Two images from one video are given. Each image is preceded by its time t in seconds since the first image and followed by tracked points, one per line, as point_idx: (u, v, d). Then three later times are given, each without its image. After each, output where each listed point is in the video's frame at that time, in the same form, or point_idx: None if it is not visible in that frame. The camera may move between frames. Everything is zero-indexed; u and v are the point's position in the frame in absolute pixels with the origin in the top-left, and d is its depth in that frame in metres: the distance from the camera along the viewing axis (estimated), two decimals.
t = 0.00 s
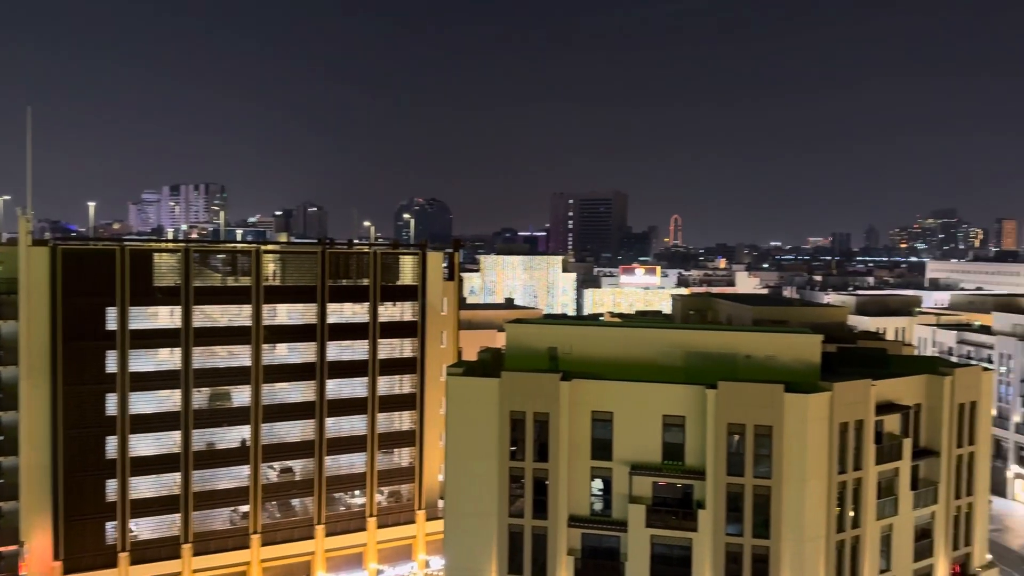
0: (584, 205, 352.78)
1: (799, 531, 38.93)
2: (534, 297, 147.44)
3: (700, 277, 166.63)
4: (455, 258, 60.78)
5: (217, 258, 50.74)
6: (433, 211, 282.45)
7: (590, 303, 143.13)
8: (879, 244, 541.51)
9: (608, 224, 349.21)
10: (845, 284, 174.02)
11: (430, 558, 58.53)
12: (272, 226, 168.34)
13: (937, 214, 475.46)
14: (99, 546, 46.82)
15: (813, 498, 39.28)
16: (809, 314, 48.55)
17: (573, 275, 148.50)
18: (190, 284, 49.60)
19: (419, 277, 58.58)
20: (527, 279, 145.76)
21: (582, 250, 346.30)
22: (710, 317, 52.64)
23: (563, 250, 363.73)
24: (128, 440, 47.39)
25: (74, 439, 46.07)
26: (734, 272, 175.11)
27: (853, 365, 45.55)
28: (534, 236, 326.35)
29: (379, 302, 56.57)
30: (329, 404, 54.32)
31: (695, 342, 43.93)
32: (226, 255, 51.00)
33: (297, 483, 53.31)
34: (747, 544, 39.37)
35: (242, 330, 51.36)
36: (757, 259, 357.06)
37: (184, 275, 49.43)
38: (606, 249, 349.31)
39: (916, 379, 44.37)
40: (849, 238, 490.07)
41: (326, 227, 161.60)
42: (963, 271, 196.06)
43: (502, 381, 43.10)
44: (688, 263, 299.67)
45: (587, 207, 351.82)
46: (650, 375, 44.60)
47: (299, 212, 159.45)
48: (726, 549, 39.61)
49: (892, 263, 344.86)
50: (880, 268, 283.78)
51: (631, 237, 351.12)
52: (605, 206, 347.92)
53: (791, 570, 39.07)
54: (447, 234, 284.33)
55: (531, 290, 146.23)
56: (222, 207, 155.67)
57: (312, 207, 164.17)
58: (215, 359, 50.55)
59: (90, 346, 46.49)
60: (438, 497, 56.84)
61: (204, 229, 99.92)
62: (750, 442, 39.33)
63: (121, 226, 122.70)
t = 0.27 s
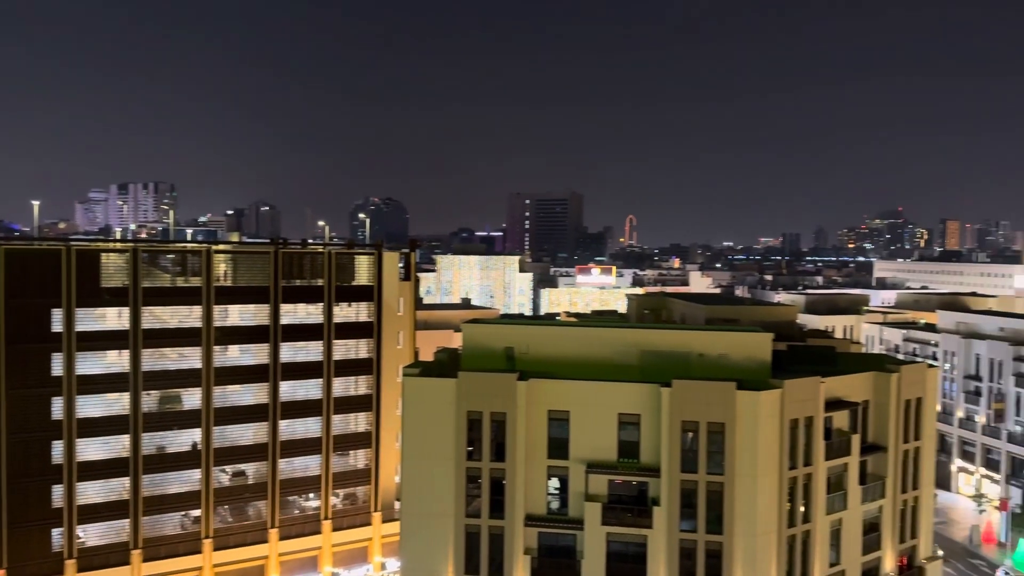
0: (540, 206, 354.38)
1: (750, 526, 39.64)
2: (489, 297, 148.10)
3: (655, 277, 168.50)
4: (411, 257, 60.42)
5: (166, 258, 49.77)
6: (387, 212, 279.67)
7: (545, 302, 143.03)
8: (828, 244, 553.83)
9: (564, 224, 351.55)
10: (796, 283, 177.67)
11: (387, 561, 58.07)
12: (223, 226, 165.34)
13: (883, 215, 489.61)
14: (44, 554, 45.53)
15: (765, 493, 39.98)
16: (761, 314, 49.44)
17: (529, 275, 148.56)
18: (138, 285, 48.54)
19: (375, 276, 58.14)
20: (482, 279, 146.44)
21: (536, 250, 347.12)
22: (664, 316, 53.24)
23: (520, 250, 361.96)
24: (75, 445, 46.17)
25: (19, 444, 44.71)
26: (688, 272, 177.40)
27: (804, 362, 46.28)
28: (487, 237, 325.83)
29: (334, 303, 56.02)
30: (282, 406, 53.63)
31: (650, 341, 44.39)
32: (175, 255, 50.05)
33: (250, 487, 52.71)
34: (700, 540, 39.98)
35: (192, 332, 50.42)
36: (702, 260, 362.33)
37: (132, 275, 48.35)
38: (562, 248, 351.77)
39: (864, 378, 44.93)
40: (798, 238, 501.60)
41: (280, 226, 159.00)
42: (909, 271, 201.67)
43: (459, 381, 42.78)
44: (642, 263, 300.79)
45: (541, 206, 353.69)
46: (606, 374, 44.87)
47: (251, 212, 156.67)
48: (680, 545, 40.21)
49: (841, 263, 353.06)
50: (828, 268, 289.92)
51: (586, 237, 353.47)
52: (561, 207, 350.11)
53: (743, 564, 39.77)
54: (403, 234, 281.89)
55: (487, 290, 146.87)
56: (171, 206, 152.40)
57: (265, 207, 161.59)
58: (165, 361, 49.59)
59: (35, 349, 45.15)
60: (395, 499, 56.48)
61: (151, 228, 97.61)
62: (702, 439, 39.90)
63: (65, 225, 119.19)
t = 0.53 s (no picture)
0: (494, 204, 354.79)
1: (704, 522, 40.22)
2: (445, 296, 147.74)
3: (610, 276, 169.95)
4: (365, 257, 60.05)
5: (113, 258, 48.56)
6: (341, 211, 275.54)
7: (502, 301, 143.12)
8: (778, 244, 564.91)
9: (520, 224, 351.61)
10: (747, 282, 180.99)
11: (341, 563, 57.82)
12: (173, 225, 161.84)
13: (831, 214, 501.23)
14: None
15: (717, 489, 40.61)
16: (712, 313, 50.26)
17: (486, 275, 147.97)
18: (84, 285, 47.21)
19: (328, 276, 57.63)
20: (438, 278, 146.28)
21: (492, 251, 347.38)
22: (619, 315, 53.73)
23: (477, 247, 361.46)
24: (17, 450, 44.83)
25: None
26: (643, 271, 179.28)
27: (755, 360, 46.99)
28: (442, 236, 324.70)
29: (286, 304, 55.39)
30: (233, 409, 52.78)
31: (605, 341, 44.70)
32: (122, 255, 48.87)
33: (200, 491, 51.72)
34: (654, 536, 40.44)
35: (140, 333, 49.28)
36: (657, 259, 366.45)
37: (78, 276, 47.02)
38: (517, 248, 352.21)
39: (812, 375, 45.81)
40: (746, 237, 508.54)
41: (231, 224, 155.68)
42: (856, 270, 206.98)
43: (415, 381, 42.23)
44: (597, 262, 301.14)
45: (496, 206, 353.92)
46: (561, 373, 44.99)
47: (201, 210, 153.42)
48: (635, 542, 40.61)
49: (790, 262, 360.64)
50: (777, 267, 295.28)
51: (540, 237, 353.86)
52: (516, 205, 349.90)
53: (696, 559, 40.37)
54: (357, 233, 278.51)
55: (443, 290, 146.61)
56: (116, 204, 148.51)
57: (215, 205, 158.48)
58: (112, 363, 48.38)
59: None
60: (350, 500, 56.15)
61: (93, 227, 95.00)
62: (656, 436, 40.28)
63: (4, 224, 115.06)
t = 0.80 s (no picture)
0: (449, 204, 354.04)
1: (657, 518, 40.62)
2: (400, 296, 147.00)
3: (565, 276, 170.95)
4: (318, 257, 59.56)
5: (56, 257, 47.26)
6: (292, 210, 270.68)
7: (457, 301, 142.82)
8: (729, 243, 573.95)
9: (476, 225, 352.41)
10: (700, 282, 183.72)
11: (294, 567, 56.86)
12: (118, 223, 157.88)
13: (782, 215, 511.36)
14: None
15: (670, 486, 40.96)
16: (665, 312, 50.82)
17: (441, 274, 147.69)
18: (26, 286, 45.80)
19: (280, 276, 56.96)
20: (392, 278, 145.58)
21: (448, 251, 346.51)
22: (574, 314, 54.00)
23: (430, 247, 357.97)
24: None
25: None
26: (597, 271, 180.86)
27: (707, 359, 47.61)
28: (396, 235, 322.74)
29: (236, 304, 54.60)
30: (182, 411, 51.86)
31: (560, 340, 44.82)
32: (66, 254, 47.59)
33: (149, 496, 50.76)
34: (609, 533, 40.75)
35: (85, 335, 48.02)
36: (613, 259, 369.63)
37: (20, 277, 45.66)
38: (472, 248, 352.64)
39: (762, 372, 46.64)
40: (699, 238, 516.88)
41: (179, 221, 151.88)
42: (805, 269, 211.62)
43: (369, 383, 41.70)
44: (551, 262, 297.75)
45: (451, 206, 353.10)
46: (517, 373, 45.03)
47: (148, 208, 149.90)
48: (589, 539, 40.83)
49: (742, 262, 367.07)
50: (727, 267, 299.77)
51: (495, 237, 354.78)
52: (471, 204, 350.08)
53: (649, 555, 40.68)
54: (309, 233, 274.04)
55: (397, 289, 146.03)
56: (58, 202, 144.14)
57: (163, 203, 154.97)
58: (56, 366, 47.06)
59: None
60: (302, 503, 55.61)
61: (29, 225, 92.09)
62: (610, 434, 40.62)
63: None
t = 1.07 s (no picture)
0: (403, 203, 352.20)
1: (612, 514, 40.89)
2: (354, 295, 145.97)
3: (521, 275, 171.49)
4: (270, 256, 59.09)
5: None
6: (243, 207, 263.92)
7: (412, 300, 141.58)
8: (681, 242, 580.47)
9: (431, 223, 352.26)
10: (654, 280, 185.78)
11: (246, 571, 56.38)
12: (61, 221, 153.69)
13: (733, 215, 520.86)
14: None
15: (625, 482, 41.25)
16: (618, 310, 51.27)
17: (396, 273, 147.00)
18: None
19: (231, 275, 56.17)
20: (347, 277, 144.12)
21: (403, 250, 345.30)
22: (529, 313, 54.18)
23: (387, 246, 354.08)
24: None
25: None
26: (553, 270, 182.07)
27: (660, 357, 48.10)
28: (352, 235, 319.77)
29: (185, 304, 53.64)
30: (130, 414, 50.83)
31: (516, 338, 44.76)
32: (8, 253, 46.27)
33: (95, 500, 49.58)
34: (565, 531, 40.83)
35: (27, 337, 46.72)
36: (570, 258, 371.65)
37: None
38: (428, 247, 352.54)
39: (714, 369, 47.32)
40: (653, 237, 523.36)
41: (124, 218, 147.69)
42: (756, 268, 215.33)
43: (322, 382, 40.64)
44: (506, 263, 288.35)
45: (406, 205, 351.19)
46: (473, 371, 44.80)
47: (93, 206, 146.04)
48: (545, 537, 40.79)
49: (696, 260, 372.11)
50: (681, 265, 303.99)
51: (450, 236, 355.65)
52: (426, 204, 350.95)
53: (605, 552, 40.91)
54: (263, 232, 269.56)
55: (352, 288, 144.93)
56: None
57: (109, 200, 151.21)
58: None
59: None
60: (254, 506, 55.07)
61: None
62: (566, 432, 40.74)
63: None
